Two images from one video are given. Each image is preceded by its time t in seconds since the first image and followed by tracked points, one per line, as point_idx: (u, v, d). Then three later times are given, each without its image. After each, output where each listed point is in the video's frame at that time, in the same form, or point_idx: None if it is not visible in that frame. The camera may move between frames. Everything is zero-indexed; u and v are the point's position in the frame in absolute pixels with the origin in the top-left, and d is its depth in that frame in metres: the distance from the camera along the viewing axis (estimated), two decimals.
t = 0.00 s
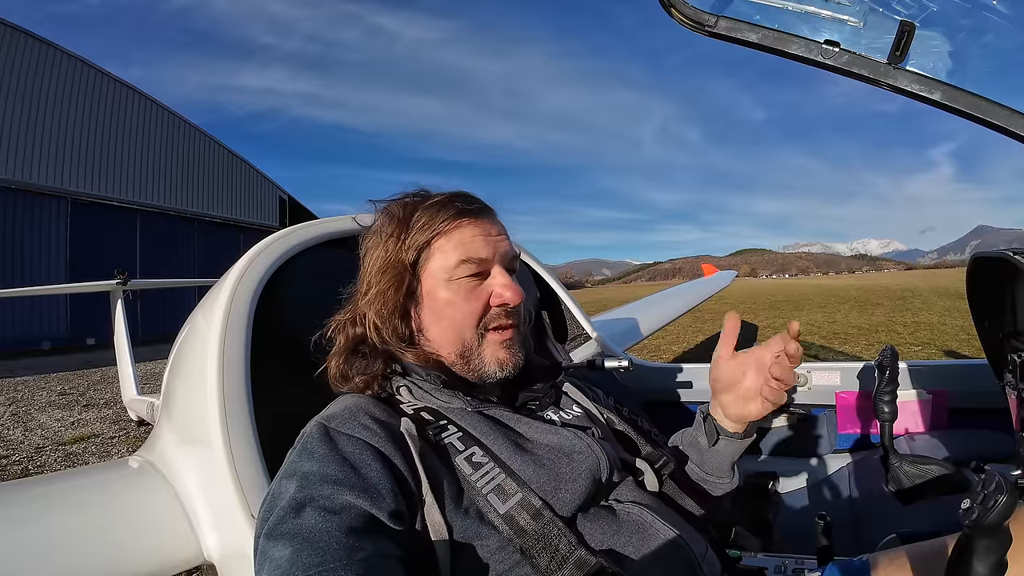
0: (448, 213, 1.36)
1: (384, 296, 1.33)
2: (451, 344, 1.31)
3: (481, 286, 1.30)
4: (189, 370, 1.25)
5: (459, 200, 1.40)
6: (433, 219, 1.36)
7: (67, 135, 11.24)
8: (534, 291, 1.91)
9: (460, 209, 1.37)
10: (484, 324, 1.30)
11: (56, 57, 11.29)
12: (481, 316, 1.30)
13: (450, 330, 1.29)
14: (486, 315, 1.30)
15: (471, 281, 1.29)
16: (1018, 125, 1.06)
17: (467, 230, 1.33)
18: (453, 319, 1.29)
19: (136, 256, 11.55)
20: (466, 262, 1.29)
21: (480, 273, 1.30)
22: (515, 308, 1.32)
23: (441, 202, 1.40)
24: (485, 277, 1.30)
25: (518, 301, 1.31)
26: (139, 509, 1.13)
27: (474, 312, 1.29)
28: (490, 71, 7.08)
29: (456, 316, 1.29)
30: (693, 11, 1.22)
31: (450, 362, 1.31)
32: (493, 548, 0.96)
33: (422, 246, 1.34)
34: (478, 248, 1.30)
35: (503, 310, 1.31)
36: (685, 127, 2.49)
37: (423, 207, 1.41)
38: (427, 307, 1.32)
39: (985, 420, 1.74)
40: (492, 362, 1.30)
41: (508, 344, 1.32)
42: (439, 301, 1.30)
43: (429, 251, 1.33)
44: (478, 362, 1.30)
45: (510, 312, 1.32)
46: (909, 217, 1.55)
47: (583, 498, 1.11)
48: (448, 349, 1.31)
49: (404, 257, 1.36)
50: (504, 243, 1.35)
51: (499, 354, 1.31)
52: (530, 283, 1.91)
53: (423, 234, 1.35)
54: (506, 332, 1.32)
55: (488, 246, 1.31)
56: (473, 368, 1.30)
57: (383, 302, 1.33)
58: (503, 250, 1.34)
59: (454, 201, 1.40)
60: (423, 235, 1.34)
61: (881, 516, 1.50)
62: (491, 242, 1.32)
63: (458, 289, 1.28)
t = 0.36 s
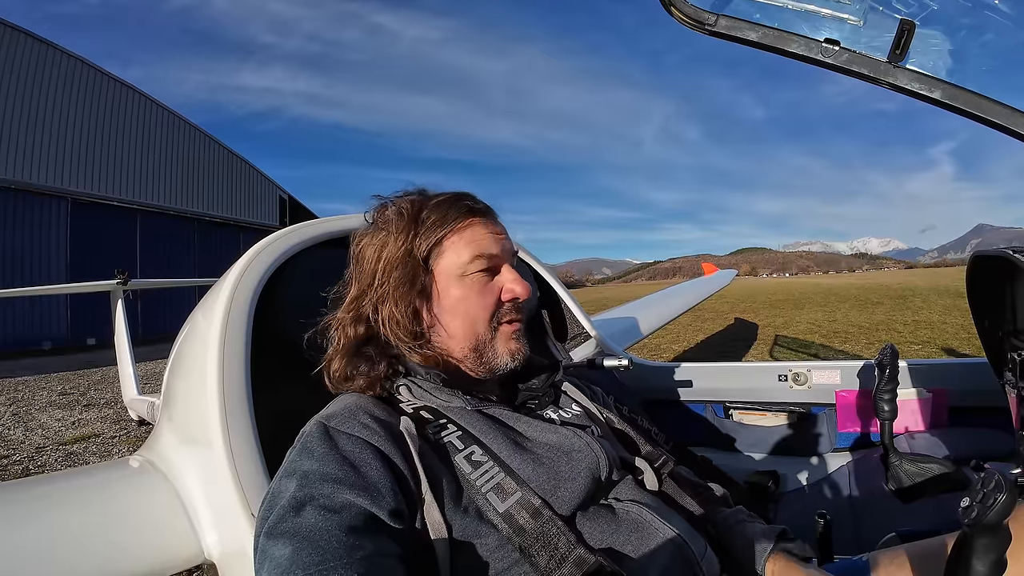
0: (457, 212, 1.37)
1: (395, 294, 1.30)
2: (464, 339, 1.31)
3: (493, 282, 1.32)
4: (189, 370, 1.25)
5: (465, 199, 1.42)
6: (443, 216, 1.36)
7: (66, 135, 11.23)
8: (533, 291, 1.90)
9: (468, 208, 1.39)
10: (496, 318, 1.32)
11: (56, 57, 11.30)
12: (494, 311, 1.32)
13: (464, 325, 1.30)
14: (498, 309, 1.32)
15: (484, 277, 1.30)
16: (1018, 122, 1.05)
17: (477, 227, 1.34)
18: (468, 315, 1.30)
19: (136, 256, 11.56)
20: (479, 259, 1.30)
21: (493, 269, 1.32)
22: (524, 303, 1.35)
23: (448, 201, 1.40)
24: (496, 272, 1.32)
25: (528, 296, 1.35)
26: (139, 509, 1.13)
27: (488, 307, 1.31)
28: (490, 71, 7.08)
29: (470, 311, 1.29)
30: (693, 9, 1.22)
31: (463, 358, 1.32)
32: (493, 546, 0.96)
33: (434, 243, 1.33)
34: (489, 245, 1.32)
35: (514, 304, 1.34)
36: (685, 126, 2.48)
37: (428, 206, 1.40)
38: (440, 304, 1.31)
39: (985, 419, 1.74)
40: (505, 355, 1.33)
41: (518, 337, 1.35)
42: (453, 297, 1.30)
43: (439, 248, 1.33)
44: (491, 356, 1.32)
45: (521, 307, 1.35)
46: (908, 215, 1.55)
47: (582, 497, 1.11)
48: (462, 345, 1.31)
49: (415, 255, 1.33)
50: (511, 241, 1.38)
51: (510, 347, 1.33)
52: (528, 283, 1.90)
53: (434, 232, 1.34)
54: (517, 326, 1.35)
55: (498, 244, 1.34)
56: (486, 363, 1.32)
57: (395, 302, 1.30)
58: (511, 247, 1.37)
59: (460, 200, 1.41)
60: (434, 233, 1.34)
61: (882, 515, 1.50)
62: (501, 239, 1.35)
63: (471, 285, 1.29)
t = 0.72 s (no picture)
0: (456, 210, 1.38)
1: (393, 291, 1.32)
2: (462, 335, 1.32)
3: (491, 278, 1.32)
4: (191, 370, 1.25)
5: (465, 198, 1.43)
6: (442, 214, 1.37)
7: (67, 135, 11.24)
8: (533, 290, 1.89)
9: (468, 205, 1.40)
10: (494, 315, 1.33)
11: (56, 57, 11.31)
12: (491, 307, 1.33)
13: (462, 320, 1.31)
14: (495, 306, 1.33)
15: (482, 273, 1.31)
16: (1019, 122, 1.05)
17: (475, 225, 1.36)
18: (465, 309, 1.31)
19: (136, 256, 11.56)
20: (478, 255, 1.31)
21: (491, 266, 1.32)
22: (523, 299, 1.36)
23: (448, 199, 1.41)
24: (494, 268, 1.33)
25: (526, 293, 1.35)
26: (140, 509, 1.13)
27: (486, 303, 1.32)
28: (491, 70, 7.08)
29: (468, 306, 1.31)
30: (693, 9, 1.22)
31: (461, 353, 1.33)
32: (494, 547, 0.96)
33: (433, 240, 1.34)
34: (488, 241, 1.33)
35: (512, 301, 1.34)
36: (686, 125, 2.48)
37: (429, 204, 1.41)
38: (438, 300, 1.32)
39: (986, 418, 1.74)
40: (502, 352, 1.33)
41: (516, 333, 1.36)
42: (450, 293, 1.31)
43: (439, 245, 1.34)
44: (488, 352, 1.32)
45: (519, 303, 1.35)
46: (908, 214, 1.55)
47: (583, 497, 1.11)
48: (458, 340, 1.32)
49: (414, 251, 1.34)
50: (510, 239, 1.39)
51: (508, 345, 1.34)
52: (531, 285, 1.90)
53: (433, 228, 1.35)
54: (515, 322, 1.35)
55: (496, 241, 1.34)
56: (483, 360, 1.32)
57: (392, 297, 1.32)
58: (510, 245, 1.38)
59: (460, 199, 1.41)
60: (432, 230, 1.35)
61: (882, 514, 1.50)
62: (499, 236, 1.36)
63: (470, 281, 1.31)
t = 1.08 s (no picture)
0: (402, 218, 1.37)
1: (353, 306, 1.34)
2: (421, 349, 1.30)
3: (440, 288, 1.30)
4: (192, 370, 1.26)
5: (416, 203, 1.41)
6: (389, 224, 1.38)
7: (67, 135, 11.25)
8: (535, 289, 1.90)
9: (415, 212, 1.38)
10: (447, 327, 1.28)
11: (57, 57, 11.31)
12: (444, 319, 1.28)
13: (417, 335, 1.30)
14: (448, 317, 1.28)
15: (428, 284, 1.30)
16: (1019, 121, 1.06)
17: (419, 233, 1.34)
18: (418, 325, 1.29)
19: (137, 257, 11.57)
20: (420, 266, 1.30)
21: (436, 275, 1.30)
22: (478, 307, 1.30)
23: (397, 208, 1.41)
24: (442, 279, 1.30)
25: (477, 298, 1.29)
26: (142, 509, 1.14)
27: (437, 316, 1.28)
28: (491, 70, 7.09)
29: (419, 322, 1.29)
30: (693, 9, 1.22)
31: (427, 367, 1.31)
32: (495, 544, 0.97)
33: (382, 254, 1.36)
34: (431, 250, 1.31)
35: (465, 310, 1.28)
36: (686, 125, 2.48)
37: (381, 215, 1.42)
38: (396, 316, 1.33)
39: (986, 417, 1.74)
40: (463, 365, 1.27)
41: (479, 344, 1.28)
42: (403, 309, 1.31)
43: (389, 259, 1.35)
44: (449, 365, 1.27)
45: (475, 312, 1.29)
46: (908, 213, 1.55)
47: (583, 495, 1.11)
48: (421, 355, 1.30)
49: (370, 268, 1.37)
50: (460, 240, 1.34)
51: (469, 357, 1.27)
52: (532, 283, 1.91)
53: (381, 241, 1.37)
54: (475, 332, 1.29)
55: (439, 247, 1.32)
56: (447, 372, 1.28)
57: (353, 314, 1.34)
58: (459, 247, 1.33)
59: (408, 204, 1.40)
60: (380, 243, 1.36)
61: (883, 513, 1.50)
62: (442, 242, 1.32)
63: (417, 294, 1.30)
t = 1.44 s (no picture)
0: (416, 217, 1.36)
1: (361, 304, 1.33)
2: (431, 349, 1.29)
3: (454, 288, 1.29)
4: (192, 370, 1.25)
5: (430, 202, 1.40)
6: (402, 223, 1.37)
7: (68, 136, 11.25)
8: (534, 289, 1.90)
9: (429, 212, 1.37)
10: (460, 327, 1.28)
11: (57, 57, 11.31)
12: (457, 320, 1.27)
13: (428, 334, 1.29)
14: (461, 317, 1.28)
15: (443, 285, 1.29)
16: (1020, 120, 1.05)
17: (434, 234, 1.33)
18: (429, 324, 1.28)
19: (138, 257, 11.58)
20: (435, 265, 1.29)
21: (452, 275, 1.29)
22: (492, 309, 1.30)
23: (411, 206, 1.40)
24: (457, 279, 1.29)
25: (493, 300, 1.29)
26: (142, 509, 1.14)
27: (450, 316, 1.27)
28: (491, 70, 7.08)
29: (431, 322, 1.28)
30: (693, 8, 1.22)
31: (434, 367, 1.30)
32: (495, 546, 0.97)
33: (394, 252, 1.34)
34: (447, 251, 1.30)
35: (479, 311, 1.28)
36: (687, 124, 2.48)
37: (393, 212, 1.41)
38: (405, 315, 1.32)
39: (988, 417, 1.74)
40: (474, 365, 1.27)
41: (489, 345, 1.28)
42: (414, 308, 1.30)
43: (401, 257, 1.34)
44: (459, 364, 1.27)
45: (488, 314, 1.29)
46: (908, 213, 1.54)
47: (583, 496, 1.11)
48: (429, 355, 1.30)
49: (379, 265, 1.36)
50: (476, 241, 1.34)
51: (480, 357, 1.27)
52: (532, 283, 1.91)
53: (393, 239, 1.35)
54: (486, 333, 1.29)
55: (456, 247, 1.31)
56: (456, 372, 1.28)
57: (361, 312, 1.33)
58: (475, 249, 1.33)
59: (422, 203, 1.39)
60: (392, 241, 1.35)
61: (884, 513, 1.50)
62: (459, 242, 1.32)
63: (430, 293, 1.28)
